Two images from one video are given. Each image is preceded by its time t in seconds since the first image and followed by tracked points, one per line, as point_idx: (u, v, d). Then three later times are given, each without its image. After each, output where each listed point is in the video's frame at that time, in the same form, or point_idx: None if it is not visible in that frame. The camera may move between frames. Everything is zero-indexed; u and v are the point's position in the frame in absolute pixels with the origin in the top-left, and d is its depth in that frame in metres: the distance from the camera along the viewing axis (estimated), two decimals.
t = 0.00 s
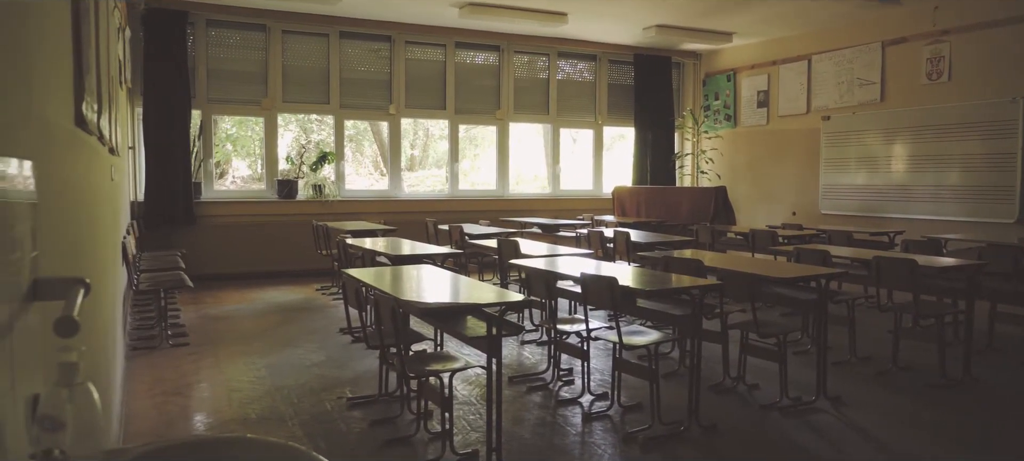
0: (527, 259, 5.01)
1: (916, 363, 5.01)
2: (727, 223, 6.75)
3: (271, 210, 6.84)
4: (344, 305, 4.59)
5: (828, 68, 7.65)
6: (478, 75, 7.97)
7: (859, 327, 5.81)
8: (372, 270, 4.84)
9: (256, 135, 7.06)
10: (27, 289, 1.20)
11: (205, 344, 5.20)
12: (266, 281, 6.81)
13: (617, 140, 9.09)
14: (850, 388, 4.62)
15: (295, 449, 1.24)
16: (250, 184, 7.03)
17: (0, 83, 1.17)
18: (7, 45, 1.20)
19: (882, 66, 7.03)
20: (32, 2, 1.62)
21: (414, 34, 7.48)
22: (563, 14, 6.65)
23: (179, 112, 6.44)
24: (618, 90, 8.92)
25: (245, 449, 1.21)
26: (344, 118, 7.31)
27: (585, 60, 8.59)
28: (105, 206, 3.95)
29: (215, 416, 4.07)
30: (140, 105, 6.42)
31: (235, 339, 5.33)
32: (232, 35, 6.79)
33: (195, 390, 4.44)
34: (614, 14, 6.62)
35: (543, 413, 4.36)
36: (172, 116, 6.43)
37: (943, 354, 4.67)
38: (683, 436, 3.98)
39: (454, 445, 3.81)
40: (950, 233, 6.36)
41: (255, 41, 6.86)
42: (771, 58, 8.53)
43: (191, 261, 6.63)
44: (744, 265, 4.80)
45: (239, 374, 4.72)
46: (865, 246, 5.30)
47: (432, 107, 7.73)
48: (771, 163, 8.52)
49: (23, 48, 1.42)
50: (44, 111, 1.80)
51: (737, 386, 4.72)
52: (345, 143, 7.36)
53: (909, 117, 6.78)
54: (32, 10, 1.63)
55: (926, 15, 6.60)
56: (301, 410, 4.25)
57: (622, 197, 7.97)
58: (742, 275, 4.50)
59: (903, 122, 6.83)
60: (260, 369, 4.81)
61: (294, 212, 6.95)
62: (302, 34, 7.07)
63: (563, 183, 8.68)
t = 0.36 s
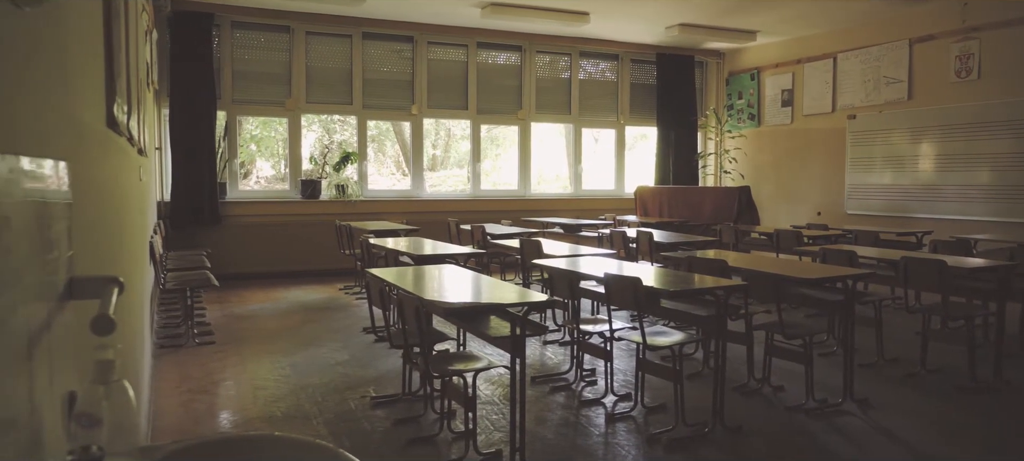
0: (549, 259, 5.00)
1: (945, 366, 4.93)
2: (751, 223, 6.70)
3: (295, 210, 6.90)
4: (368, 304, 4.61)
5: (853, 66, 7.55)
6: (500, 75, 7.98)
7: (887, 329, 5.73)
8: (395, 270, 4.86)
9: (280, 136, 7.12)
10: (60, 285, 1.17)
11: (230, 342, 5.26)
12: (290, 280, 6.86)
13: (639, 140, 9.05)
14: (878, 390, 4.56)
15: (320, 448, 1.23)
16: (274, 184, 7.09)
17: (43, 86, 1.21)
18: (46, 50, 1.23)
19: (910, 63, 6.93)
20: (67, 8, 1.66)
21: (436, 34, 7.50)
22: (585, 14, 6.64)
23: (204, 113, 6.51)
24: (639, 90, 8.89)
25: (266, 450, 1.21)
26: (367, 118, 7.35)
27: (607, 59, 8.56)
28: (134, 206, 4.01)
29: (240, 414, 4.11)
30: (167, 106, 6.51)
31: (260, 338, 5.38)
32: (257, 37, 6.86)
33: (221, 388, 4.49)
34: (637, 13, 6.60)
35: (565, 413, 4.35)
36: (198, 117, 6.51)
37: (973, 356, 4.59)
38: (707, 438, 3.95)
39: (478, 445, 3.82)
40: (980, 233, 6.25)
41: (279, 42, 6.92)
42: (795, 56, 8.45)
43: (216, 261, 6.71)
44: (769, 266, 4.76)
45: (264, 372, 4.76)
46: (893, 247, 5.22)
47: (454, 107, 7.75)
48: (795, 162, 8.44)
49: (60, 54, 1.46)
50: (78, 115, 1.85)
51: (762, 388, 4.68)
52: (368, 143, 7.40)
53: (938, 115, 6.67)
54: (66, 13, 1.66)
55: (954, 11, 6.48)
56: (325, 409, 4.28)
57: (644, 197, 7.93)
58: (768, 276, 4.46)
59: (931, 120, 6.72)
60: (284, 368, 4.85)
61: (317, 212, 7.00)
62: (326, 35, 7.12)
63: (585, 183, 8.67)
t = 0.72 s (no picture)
0: (573, 260, 4.99)
1: (976, 371, 4.84)
2: (776, 225, 6.64)
3: (319, 210, 6.94)
4: (393, 305, 4.63)
5: (882, 66, 7.44)
6: (522, 75, 7.98)
7: (916, 333, 5.65)
8: (418, 271, 4.87)
9: (304, 137, 7.18)
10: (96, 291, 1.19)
11: (256, 341, 5.30)
12: (315, 280, 6.92)
13: (662, 141, 9.00)
14: (907, 395, 4.49)
15: (351, 448, 1.23)
16: (298, 185, 7.15)
17: (82, 89, 1.23)
18: (84, 54, 1.25)
19: (939, 63, 6.81)
20: (103, 12, 1.68)
21: (460, 35, 7.52)
22: (609, 14, 6.63)
23: (230, 113, 6.58)
24: (662, 90, 8.84)
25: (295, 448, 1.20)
26: (390, 119, 7.39)
27: (630, 60, 8.53)
28: (163, 207, 4.05)
29: (266, 413, 4.15)
30: (194, 108, 6.58)
31: (285, 337, 5.43)
32: (283, 39, 6.92)
33: (246, 386, 4.52)
34: (661, 13, 6.56)
35: (589, 415, 4.34)
36: (224, 119, 6.57)
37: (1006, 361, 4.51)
38: (734, 442, 3.92)
39: (502, 446, 3.81)
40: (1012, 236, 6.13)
41: (303, 44, 6.97)
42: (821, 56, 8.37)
43: (242, 261, 6.78)
44: (795, 268, 4.71)
45: (288, 372, 4.80)
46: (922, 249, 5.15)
47: (476, 109, 7.77)
48: (820, 163, 8.36)
49: (97, 57, 1.47)
50: (112, 118, 1.88)
51: (788, 392, 4.63)
52: (391, 144, 7.43)
53: (970, 115, 6.54)
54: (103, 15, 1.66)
55: (986, 9, 6.35)
56: (350, 409, 4.30)
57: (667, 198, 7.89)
58: (796, 278, 4.41)
59: (963, 120, 6.59)
60: (308, 368, 4.89)
61: (341, 212, 7.05)
62: (350, 37, 7.16)
63: (608, 184, 8.64)
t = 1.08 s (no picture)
0: (605, 261, 4.97)
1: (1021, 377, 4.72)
2: (812, 226, 6.56)
3: (351, 210, 7.00)
4: (427, 304, 4.64)
5: (922, 65, 7.26)
6: (554, 75, 7.97)
7: (957, 338, 5.53)
8: (450, 270, 4.88)
9: (337, 137, 7.25)
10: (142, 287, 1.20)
11: (291, 339, 5.36)
12: (347, 279, 6.98)
13: (694, 141, 8.92)
14: (949, 401, 4.40)
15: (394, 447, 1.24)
16: (330, 185, 7.22)
17: (130, 89, 1.25)
18: (133, 56, 1.27)
19: (980, 61, 6.58)
20: (151, 14, 1.72)
21: (492, 36, 7.55)
22: (642, 14, 6.59)
23: (266, 114, 6.67)
24: (695, 90, 8.78)
25: (337, 448, 1.18)
26: (423, 120, 7.44)
27: (663, 59, 8.47)
28: (203, 206, 4.11)
29: (301, 410, 4.18)
30: (230, 109, 6.67)
31: (319, 335, 5.48)
32: (318, 40, 6.98)
33: (282, 384, 4.57)
34: (694, 11, 6.50)
35: (623, 417, 4.31)
36: (259, 119, 6.66)
37: None
38: (770, 446, 3.87)
39: (536, 447, 3.80)
40: None
41: (337, 46, 7.03)
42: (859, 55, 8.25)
43: (276, 259, 6.86)
44: (833, 270, 4.64)
45: (323, 370, 4.84)
46: (965, 252, 5.03)
47: (508, 109, 7.78)
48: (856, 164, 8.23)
49: (144, 57, 1.47)
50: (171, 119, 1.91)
51: (825, 396, 4.56)
52: (423, 145, 7.47)
53: (1010, 114, 6.31)
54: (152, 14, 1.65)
55: None
56: (384, 408, 4.32)
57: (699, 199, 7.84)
58: (834, 281, 4.35)
59: (1004, 120, 6.38)
60: (342, 366, 4.92)
61: (373, 212, 7.10)
62: (383, 38, 7.21)
63: (639, 184, 8.61)
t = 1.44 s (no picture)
0: (636, 263, 4.95)
1: None
2: (846, 228, 6.48)
3: (381, 210, 7.05)
4: (458, 305, 4.65)
5: (961, 63, 7.06)
6: (584, 76, 7.95)
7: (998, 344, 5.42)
8: (480, 271, 4.88)
9: (368, 138, 7.30)
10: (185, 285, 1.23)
11: (323, 338, 5.40)
12: (378, 279, 7.03)
13: (724, 141, 8.84)
14: (990, 408, 4.30)
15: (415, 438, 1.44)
16: (361, 185, 7.28)
17: (178, 94, 1.27)
18: (178, 60, 1.29)
19: None
20: (197, 16, 1.74)
21: (522, 36, 7.55)
22: (673, 13, 6.57)
23: (300, 115, 6.74)
24: (728, 90, 8.71)
25: (358, 451, 1.39)
26: (453, 121, 7.47)
27: (693, 59, 8.40)
28: (240, 205, 4.16)
29: (334, 408, 4.22)
30: (264, 110, 6.75)
31: (351, 335, 5.52)
32: (347, 42, 7.03)
33: (314, 382, 4.61)
34: (725, 11, 6.46)
35: (656, 420, 4.28)
36: (291, 120, 6.73)
37: None
38: (806, 451, 3.81)
39: (569, 449, 3.79)
40: None
41: (369, 47, 7.08)
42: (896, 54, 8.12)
43: (308, 259, 6.94)
44: (870, 273, 4.56)
45: (355, 369, 4.87)
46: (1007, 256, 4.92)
47: (538, 109, 7.78)
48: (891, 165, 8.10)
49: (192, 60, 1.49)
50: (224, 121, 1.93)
51: (861, 401, 4.50)
52: (453, 145, 7.51)
53: None
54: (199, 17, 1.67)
55: None
56: (416, 407, 4.33)
57: (731, 200, 7.78)
58: (872, 285, 4.28)
59: None
60: (374, 365, 4.95)
61: (403, 212, 7.14)
62: (415, 39, 7.25)
63: (669, 185, 8.55)
